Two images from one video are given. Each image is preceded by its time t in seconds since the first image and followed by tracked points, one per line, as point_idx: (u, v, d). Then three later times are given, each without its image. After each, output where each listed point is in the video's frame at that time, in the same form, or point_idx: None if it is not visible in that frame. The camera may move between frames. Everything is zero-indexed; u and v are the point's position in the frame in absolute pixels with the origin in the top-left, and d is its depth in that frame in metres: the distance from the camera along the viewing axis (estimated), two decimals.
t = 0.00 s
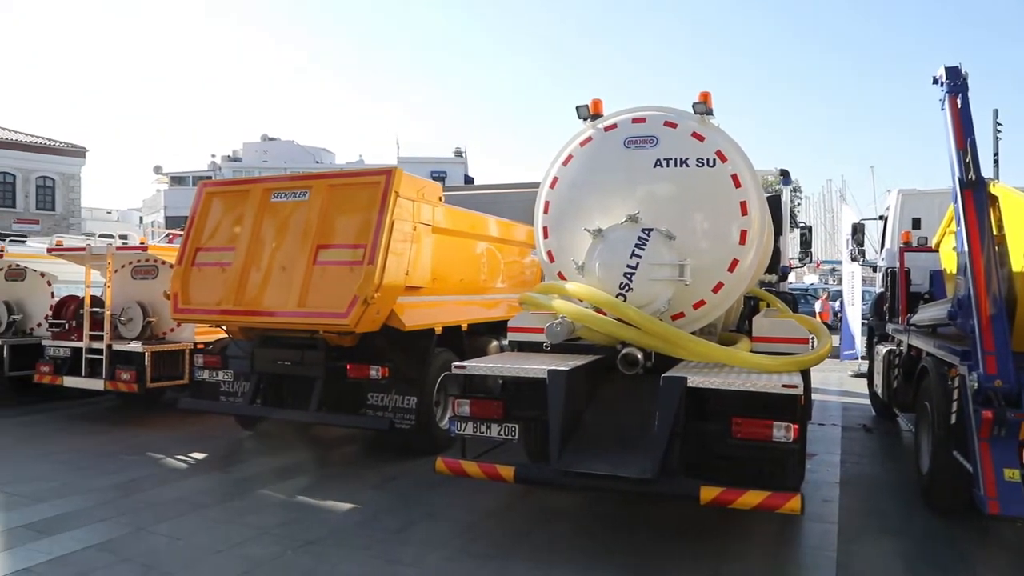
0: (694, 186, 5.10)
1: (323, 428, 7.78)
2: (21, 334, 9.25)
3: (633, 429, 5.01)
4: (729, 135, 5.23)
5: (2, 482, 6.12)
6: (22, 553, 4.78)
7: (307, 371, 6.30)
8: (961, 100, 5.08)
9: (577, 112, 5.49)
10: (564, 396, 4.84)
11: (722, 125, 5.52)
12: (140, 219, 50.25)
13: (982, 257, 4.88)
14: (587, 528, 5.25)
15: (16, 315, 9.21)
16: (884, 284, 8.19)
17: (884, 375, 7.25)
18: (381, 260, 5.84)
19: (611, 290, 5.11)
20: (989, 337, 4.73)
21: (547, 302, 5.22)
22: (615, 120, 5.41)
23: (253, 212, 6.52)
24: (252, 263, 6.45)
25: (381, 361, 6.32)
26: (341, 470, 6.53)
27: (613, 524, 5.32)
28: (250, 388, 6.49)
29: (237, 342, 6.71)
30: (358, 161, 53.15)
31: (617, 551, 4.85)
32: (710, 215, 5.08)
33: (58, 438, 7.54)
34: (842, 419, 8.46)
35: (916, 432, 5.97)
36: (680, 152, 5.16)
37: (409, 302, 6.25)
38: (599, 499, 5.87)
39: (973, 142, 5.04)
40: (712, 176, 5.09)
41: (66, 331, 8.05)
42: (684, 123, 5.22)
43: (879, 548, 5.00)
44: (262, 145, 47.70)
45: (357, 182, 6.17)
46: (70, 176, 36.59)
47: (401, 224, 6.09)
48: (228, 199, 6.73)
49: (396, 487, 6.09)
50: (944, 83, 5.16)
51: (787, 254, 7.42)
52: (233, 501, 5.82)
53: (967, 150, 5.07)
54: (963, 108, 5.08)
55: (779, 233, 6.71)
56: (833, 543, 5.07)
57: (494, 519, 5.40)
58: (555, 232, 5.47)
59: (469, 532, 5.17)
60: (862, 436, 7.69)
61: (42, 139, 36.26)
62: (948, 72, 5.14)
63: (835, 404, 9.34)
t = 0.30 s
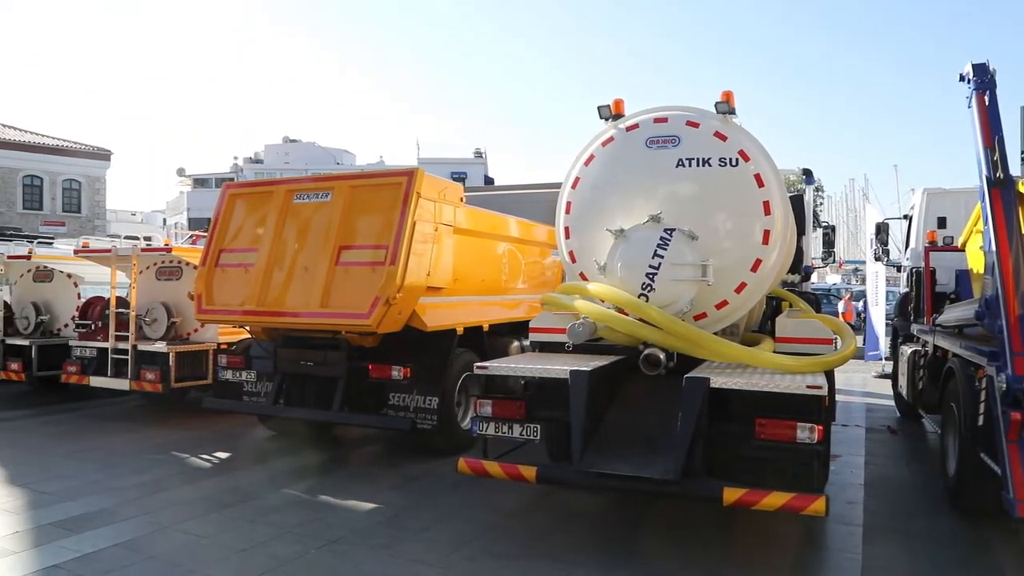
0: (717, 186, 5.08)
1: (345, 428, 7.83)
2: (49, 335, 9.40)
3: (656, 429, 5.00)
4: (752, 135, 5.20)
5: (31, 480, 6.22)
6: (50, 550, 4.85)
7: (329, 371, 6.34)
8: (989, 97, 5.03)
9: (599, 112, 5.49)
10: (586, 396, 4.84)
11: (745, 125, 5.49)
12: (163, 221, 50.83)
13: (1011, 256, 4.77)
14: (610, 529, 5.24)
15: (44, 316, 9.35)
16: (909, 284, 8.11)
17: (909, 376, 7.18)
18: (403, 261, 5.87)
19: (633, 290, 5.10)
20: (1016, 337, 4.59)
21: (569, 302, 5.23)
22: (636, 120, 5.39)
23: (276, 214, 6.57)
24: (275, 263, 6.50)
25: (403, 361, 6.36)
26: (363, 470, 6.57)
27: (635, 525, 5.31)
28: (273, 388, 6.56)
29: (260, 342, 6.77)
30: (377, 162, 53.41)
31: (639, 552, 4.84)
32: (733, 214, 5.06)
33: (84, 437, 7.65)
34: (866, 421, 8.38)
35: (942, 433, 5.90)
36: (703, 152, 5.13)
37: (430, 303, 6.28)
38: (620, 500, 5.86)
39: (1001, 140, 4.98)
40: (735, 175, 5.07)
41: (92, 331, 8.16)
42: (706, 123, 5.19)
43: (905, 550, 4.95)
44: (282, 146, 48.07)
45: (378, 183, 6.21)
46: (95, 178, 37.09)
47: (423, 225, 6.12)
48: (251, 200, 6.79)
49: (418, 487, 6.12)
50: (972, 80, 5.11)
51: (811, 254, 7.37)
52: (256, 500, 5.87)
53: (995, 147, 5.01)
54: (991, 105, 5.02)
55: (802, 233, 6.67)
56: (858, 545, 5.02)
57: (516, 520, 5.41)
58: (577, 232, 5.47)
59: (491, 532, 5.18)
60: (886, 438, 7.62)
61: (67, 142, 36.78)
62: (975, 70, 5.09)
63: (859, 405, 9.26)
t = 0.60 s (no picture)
0: (737, 185, 5.05)
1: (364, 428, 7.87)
2: (73, 334, 9.52)
3: (676, 430, 4.98)
4: (772, 133, 5.16)
5: (56, 478, 6.31)
6: (76, 547, 4.92)
7: (349, 371, 6.38)
8: (1015, 93, 4.96)
9: (618, 111, 5.47)
10: (606, 397, 4.83)
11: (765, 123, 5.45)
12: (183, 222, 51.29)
13: None
14: (630, 529, 5.23)
15: (67, 316, 9.48)
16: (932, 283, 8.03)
17: (932, 376, 7.10)
18: (422, 262, 5.89)
19: (653, 290, 5.08)
20: None
21: (588, 302, 5.22)
22: (656, 119, 5.38)
23: (296, 214, 6.61)
24: (294, 264, 6.54)
25: (422, 361, 6.38)
26: (382, 469, 6.60)
27: (655, 526, 5.29)
28: (293, 388, 6.59)
29: (280, 342, 6.81)
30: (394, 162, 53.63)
31: (659, 553, 4.82)
32: (753, 213, 5.03)
33: (108, 435, 7.74)
34: (889, 422, 8.29)
35: (966, 434, 5.83)
36: (723, 151, 5.11)
37: (449, 302, 6.30)
38: (640, 500, 5.84)
39: None
40: (756, 174, 5.04)
41: (114, 331, 8.26)
42: (726, 122, 5.17)
43: (928, 552, 4.90)
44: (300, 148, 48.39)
45: (397, 183, 6.23)
46: (117, 180, 37.53)
47: (442, 225, 6.13)
48: (271, 201, 6.84)
49: (437, 486, 6.13)
50: (998, 76, 5.05)
51: (832, 253, 7.31)
52: (277, 499, 5.92)
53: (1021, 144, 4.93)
54: (1017, 101, 4.95)
55: (823, 232, 6.62)
56: (881, 547, 4.97)
57: (535, 520, 5.40)
58: (596, 231, 5.46)
59: (511, 532, 5.18)
60: (909, 438, 7.54)
61: (89, 145, 37.22)
62: (1001, 65, 5.03)
63: (880, 406, 9.17)
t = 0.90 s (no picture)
0: (756, 184, 5.02)
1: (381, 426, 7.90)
2: (94, 332, 9.63)
3: (695, 430, 4.96)
4: (792, 131, 5.13)
5: (78, 474, 6.38)
6: (98, 542, 4.97)
7: (366, 370, 6.41)
8: None
9: (636, 109, 5.46)
10: (624, 396, 4.82)
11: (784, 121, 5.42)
12: (202, 222, 51.75)
13: None
14: (647, 529, 5.21)
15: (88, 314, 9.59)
16: (953, 283, 7.95)
17: (953, 376, 7.03)
18: (439, 260, 5.90)
19: (671, 289, 5.07)
20: None
21: (605, 301, 5.22)
22: (674, 117, 5.35)
23: (313, 213, 6.65)
24: (312, 263, 6.57)
25: (439, 360, 6.40)
26: (399, 468, 6.62)
27: (672, 526, 5.28)
28: (311, 386, 6.63)
29: (298, 340, 6.85)
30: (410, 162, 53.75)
31: (676, 553, 4.80)
32: (772, 212, 5.00)
33: (128, 432, 7.82)
34: (908, 423, 8.22)
35: (988, 436, 5.76)
36: (741, 149, 5.08)
37: (466, 301, 6.32)
38: (657, 500, 5.82)
39: None
40: (775, 172, 5.01)
41: (135, 329, 8.34)
42: (745, 120, 5.14)
43: (950, 555, 4.84)
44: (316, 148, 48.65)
45: (414, 182, 6.25)
46: (137, 180, 37.87)
47: (459, 224, 6.14)
48: (289, 201, 6.88)
49: (454, 485, 6.15)
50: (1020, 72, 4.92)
51: (851, 253, 7.26)
52: (294, 496, 5.95)
53: None
54: None
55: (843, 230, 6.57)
56: (902, 549, 4.92)
57: (552, 519, 5.40)
58: (613, 230, 5.45)
59: (528, 531, 5.18)
60: (929, 440, 7.47)
61: (110, 145, 37.63)
62: None
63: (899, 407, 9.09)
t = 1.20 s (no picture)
0: (777, 182, 4.99)
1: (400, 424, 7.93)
2: (116, 330, 9.74)
3: (714, 429, 4.93)
4: (813, 129, 5.09)
5: (101, 469, 6.46)
6: (121, 537, 5.03)
7: (385, 367, 6.44)
8: None
9: (656, 107, 5.44)
10: (644, 394, 4.80)
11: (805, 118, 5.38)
12: (221, 220, 52.17)
13: None
14: (667, 529, 5.19)
15: (111, 311, 9.71)
16: (977, 282, 7.86)
17: (977, 376, 6.95)
18: (458, 259, 5.92)
19: (691, 287, 5.05)
20: None
21: (625, 299, 5.21)
22: (694, 115, 5.33)
23: (333, 212, 6.69)
24: (331, 261, 6.61)
25: (457, 358, 6.42)
26: (417, 465, 6.64)
27: (692, 526, 5.25)
28: (330, 383, 6.68)
29: (317, 338, 6.89)
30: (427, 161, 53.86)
31: (695, 553, 4.78)
32: (794, 210, 4.97)
33: (150, 429, 7.91)
34: (931, 423, 8.13)
35: (1013, 437, 5.69)
36: (762, 147, 5.05)
37: (485, 299, 6.33)
38: (676, 500, 5.80)
39: None
40: (796, 170, 4.97)
41: (156, 327, 8.43)
42: (766, 117, 5.10)
43: (974, 557, 4.79)
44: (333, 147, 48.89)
45: (433, 181, 6.27)
46: (158, 179, 38.20)
47: (478, 222, 6.15)
48: (309, 199, 6.93)
49: (472, 483, 6.15)
50: None
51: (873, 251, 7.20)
52: (314, 493, 5.99)
53: None
54: None
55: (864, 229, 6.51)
56: (925, 551, 4.87)
57: (571, 518, 5.40)
58: (633, 228, 5.44)
59: (546, 530, 5.17)
60: (952, 440, 7.39)
61: (131, 144, 38.00)
62: None
63: (922, 407, 8.99)
